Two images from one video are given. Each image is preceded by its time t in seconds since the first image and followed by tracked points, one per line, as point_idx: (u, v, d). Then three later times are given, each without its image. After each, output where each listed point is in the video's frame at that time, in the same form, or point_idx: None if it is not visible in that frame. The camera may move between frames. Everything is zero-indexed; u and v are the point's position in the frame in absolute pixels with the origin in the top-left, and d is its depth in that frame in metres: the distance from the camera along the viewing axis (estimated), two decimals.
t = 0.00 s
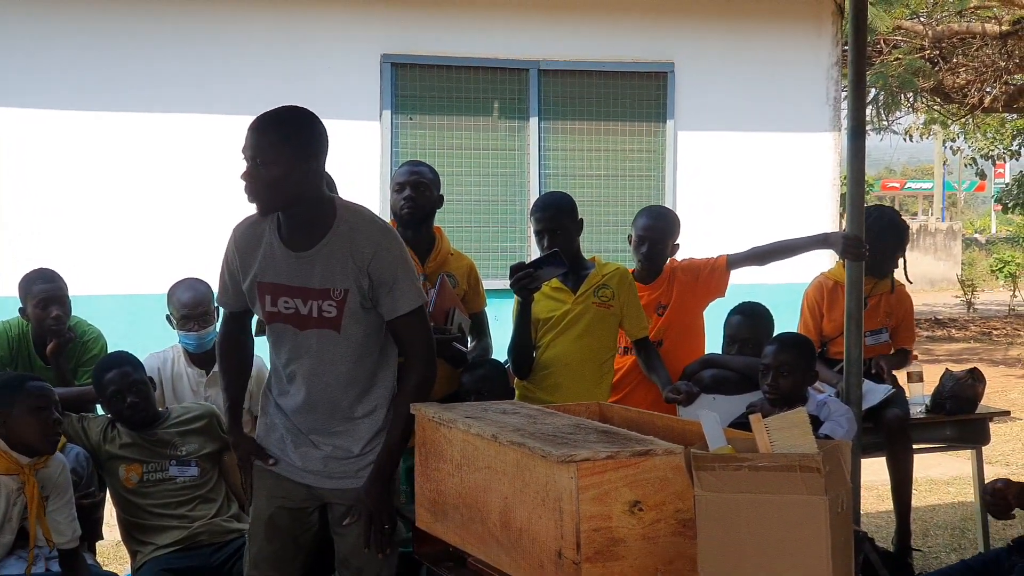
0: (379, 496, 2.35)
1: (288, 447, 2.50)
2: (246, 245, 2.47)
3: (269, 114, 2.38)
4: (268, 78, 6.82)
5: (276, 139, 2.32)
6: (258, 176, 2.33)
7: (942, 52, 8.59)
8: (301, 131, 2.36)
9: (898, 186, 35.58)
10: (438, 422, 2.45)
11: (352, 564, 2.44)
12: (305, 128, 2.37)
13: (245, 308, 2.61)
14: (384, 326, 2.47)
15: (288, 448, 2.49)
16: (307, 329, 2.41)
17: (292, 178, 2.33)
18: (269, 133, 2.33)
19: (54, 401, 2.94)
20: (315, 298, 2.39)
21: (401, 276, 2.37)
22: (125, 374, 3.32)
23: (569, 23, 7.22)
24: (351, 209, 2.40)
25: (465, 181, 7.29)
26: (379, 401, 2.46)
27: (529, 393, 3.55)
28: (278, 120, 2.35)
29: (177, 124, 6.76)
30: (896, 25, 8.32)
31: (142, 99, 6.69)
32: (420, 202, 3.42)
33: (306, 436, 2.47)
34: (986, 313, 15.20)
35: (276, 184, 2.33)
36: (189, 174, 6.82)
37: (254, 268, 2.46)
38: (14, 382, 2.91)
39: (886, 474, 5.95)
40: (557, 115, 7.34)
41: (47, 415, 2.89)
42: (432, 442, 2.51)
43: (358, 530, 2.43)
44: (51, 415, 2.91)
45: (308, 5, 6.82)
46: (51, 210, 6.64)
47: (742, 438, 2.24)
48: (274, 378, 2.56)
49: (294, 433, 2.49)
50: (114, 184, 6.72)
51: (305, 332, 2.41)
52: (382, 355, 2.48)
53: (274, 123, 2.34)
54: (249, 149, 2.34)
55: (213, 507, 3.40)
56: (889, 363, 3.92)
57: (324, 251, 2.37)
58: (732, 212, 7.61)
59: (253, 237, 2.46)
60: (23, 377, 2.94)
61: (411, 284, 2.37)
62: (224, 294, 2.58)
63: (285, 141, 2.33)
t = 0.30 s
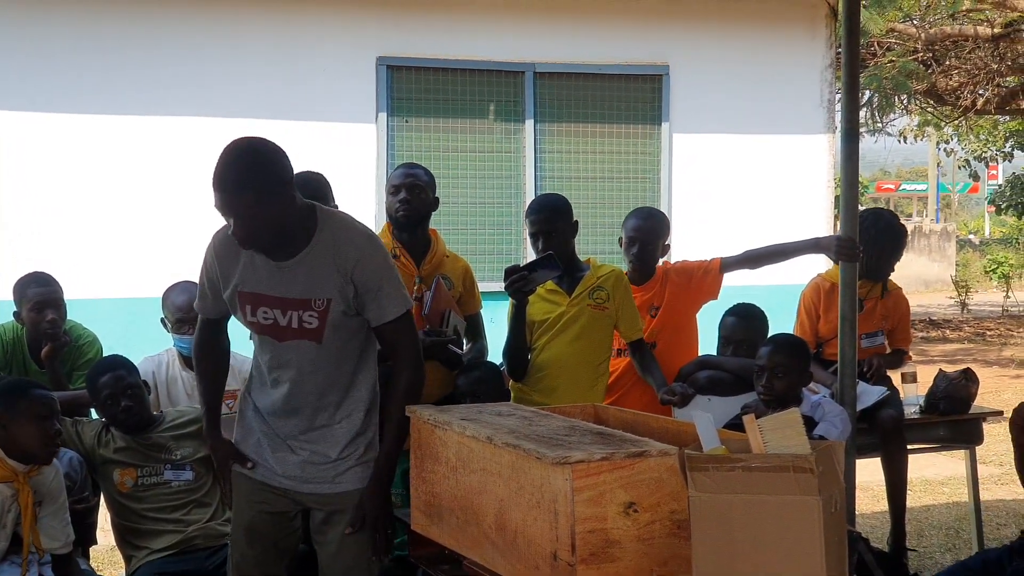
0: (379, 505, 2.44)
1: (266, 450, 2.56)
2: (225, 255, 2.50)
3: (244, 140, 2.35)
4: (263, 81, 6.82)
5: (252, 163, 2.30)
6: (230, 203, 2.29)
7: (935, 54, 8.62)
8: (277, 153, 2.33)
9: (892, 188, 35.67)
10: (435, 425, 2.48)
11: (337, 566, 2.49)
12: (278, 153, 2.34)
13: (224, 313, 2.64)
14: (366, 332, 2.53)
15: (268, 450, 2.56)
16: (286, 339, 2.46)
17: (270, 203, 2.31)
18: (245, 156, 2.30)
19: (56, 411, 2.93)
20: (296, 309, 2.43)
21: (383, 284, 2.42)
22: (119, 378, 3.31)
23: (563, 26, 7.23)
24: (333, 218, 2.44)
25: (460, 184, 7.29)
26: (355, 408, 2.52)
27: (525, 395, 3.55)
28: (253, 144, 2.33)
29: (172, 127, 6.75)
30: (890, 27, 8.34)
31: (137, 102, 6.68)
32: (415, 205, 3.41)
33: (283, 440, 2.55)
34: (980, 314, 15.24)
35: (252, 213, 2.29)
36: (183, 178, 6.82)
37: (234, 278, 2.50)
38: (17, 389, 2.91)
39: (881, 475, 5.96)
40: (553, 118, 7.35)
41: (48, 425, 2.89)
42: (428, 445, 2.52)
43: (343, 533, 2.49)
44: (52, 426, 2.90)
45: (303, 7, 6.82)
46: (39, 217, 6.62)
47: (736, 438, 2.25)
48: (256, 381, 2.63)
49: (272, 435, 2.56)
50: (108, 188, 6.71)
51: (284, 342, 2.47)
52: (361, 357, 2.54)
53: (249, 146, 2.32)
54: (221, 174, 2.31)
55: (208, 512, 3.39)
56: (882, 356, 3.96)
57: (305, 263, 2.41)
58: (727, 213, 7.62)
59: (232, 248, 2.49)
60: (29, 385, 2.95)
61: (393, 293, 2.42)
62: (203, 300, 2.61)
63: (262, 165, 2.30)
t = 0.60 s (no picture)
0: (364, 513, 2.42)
1: (255, 453, 2.59)
2: (206, 280, 2.48)
3: (220, 158, 2.31)
4: (259, 82, 6.82)
5: (231, 192, 2.27)
6: (212, 228, 2.28)
7: (931, 57, 8.65)
8: (257, 178, 2.31)
9: (888, 192, 35.75)
10: (430, 427, 2.50)
11: (323, 566, 2.54)
12: (260, 171, 2.31)
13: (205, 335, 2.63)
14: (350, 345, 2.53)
15: (257, 452, 2.59)
16: (273, 363, 2.47)
17: (249, 228, 2.29)
18: (224, 185, 2.27)
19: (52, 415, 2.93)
20: (281, 334, 2.43)
21: (366, 307, 2.40)
22: (114, 378, 3.33)
23: (559, 28, 7.24)
24: (313, 241, 2.40)
25: (454, 186, 7.30)
26: (343, 413, 2.54)
27: (519, 396, 3.55)
28: (232, 168, 2.29)
29: (167, 129, 6.75)
30: (885, 30, 8.37)
31: (133, 103, 6.68)
32: (408, 207, 3.41)
33: (271, 443, 2.57)
34: (975, 317, 15.27)
35: (233, 238, 2.28)
36: (179, 179, 6.82)
37: (217, 303, 2.49)
38: (16, 390, 2.91)
39: (875, 478, 5.97)
40: (547, 120, 7.36)
41: (43, 428, 2.89)
42: (424, 446, 2.54)
43: (329, 533, 2.53)
44: (47, 429, 2.90)
45: (299, 9, 6.82)
46: (34, 218, 6.61)
47: (730, 439, 2.25)
48: (241, 390, 2.64)
49: (259, 438, 2.59)
50: (103, 189, 6.70)
51: (271, 365, 2.48)
52: (345, 366, 2.54)
53: (228, 172, 2.28)
54: (202, 201, 2.29)
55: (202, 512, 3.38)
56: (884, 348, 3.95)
57: (288, 288, 2.39)
58: (722, 216, 7.64)
59: (213, 274, 2.47)
60: (29, 386, 2.95)
61: (376, 314, 2.41)
62: (185, 325, 2.60)
63: (241, 192, 2.28)
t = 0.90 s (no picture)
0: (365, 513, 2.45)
1: (256, 451, 2.60)
2: (203, 285, 2.48)
3: (217, 157, 2.36)
4: (260, 79, 6.82)
5: (228, 189, 2.31)
6: (210, 225, 2.32)
7: (933, 56, 8.64)
8: (254, 175, 2.35)
9: (890, 192, 35.72)
10: (430, 423, 2.50)
11: (324, 562, 2.53)
12: (257, 169, 2.35)
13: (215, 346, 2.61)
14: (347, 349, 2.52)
15: (260, 448, 2.60)
16: (273, 366, 2.47)
17: (245, 225, 2.33)
18: (221, 182, 2.31)
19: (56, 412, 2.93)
20: (279, 337, 2.43)
21: (362, 309, 2.40)
22: (115, 374, 3.33)
23: (560, 26, 7.24)
24: (307, 244, 2.41)
25: (454, 184, 7.30)
26: (343, 413, 2.54)
27: (518, 393, 3.55)
28: (228, 165, 2.33)
29: (169, 126, 6.75)
30: (888, 28, 8.36)
31: (135, 100, 6.68)
32: (408, 205, 3.41)
33: (274, 441, 2.57)
34: (977, 317, 15.27)
35: (229, 233, 2.32)
36: (181, 176, 6.82)
37: (215, 308, 2.49)
38: (23, 385, 2.91)
39: (876, 478, 5.96)
40: (547, 118, 7.36)
41: (47, 425, 2.89)
42: (424, 443, 2.55)
43: (331, 529, 2.52)
44: (51, 427, 2.90)
45: (301, 6, 6.82)
46: (37, 215, 6.62)
47: (731, 436, 2.25)
48: (244, 391, 2.64)
49: (262, 437, 2.59)
50: (105, 186, 6.71)
51: (271, 368, 2.48)
52: (344, 369, 2.54)
53: (225, 169, 2.33)
54: (200, 199, 2.34)
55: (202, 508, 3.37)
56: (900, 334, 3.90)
57: (283, 291, 2.39)
58: (723, 215, 7.63)
59: (211, 278, 2.47)
60: (35, 382, 2.95)
61: (372, 316, 2.40)
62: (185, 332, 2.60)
63: (237, 190, 2.32)
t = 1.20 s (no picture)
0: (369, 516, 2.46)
1: (257, 449, 2.60)
2: (205, 283, 2.49)
3: (220, 158, 2.37)
4: (265, 78, 6.83)
5: (229, 190, 2.32)
6: (211, 225, 2.33)
7: (939, 52, 8.61)
8: (256, 177, 2.35)
9: (896, 188, 35.64)
10: (436, 419, 2.51)
11: (325, 559, 2.53)
12: (259, 171, 2.36)
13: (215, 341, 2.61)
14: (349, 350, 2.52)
15: (260, 448, 2.59)
16: (271, 364, 2.47)
17: (245, 225, 2.33)
18: (223, 183, 2.32)
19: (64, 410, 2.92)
20: (277, 337, 2.43)
21: (360, 312, 2.40)
22: (122, 372, 3.35)
23: (565, 23, 7.24)
24: (307, 245, 2.41)
25: (460, 181, 7.30)
26: (342, 414, 2.55)
27: (525, 390, 3.55)
28: (230, 166, 2.34)
29: (175, 124, 6.76)
30: (894, 24, 8.34)
31: (141, 99, 6.70)
32: (414, 202, 3.42)
33: (275, 439, 2.57)
34: (983, 314, 15.23)
35: (229, 233, 2.33)
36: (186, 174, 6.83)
37: (215, 306, 2.50)
38: (30, 383, 2.91)
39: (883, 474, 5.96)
40: (553, 115, 7.35)
41: (54, 424, 2.88)
42: (431, 439, 2.56)
43: (332, 526, 2.52)
44: (58, 425, 2.89)
45: (306, 5, 6.83)
46: (44, 214, 6.64)
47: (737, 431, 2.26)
48: (245, 390, 2.64)
49: (263, 435, 2.59)
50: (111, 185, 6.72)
51: (269, 367, 2.48)
52: (345, 369, 2.54)
53: (227, 169, 2.33)
54: (201, 199, 2.34)
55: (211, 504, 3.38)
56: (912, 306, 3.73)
57: (282, 292, 2.39)
58: (729, 212, 7.63)
59: (212, 276, 2.48)
60: (42, 380, 2.95)
61: (371, 319, 2.40)
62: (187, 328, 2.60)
63: (238, 191, 2.32)
